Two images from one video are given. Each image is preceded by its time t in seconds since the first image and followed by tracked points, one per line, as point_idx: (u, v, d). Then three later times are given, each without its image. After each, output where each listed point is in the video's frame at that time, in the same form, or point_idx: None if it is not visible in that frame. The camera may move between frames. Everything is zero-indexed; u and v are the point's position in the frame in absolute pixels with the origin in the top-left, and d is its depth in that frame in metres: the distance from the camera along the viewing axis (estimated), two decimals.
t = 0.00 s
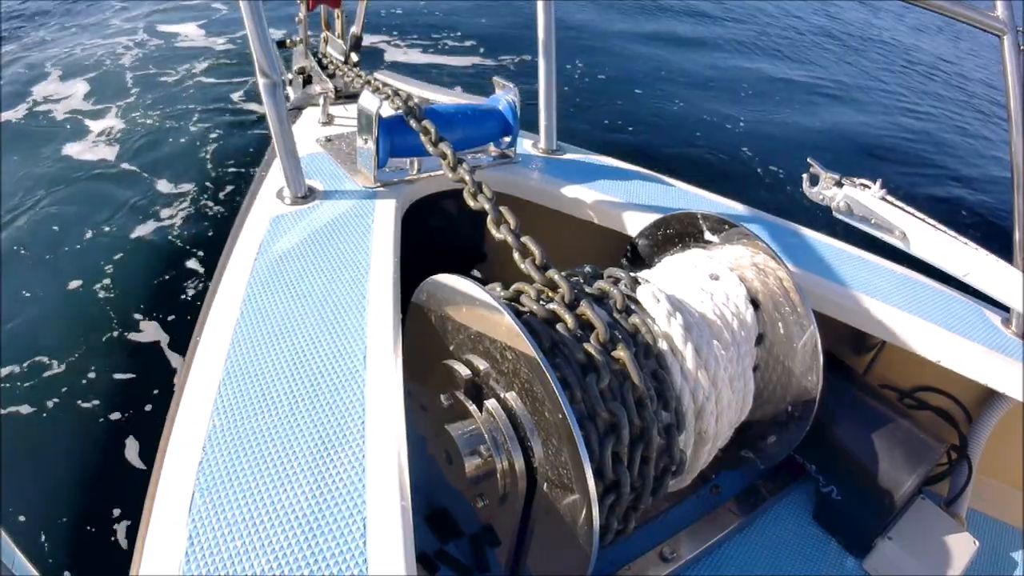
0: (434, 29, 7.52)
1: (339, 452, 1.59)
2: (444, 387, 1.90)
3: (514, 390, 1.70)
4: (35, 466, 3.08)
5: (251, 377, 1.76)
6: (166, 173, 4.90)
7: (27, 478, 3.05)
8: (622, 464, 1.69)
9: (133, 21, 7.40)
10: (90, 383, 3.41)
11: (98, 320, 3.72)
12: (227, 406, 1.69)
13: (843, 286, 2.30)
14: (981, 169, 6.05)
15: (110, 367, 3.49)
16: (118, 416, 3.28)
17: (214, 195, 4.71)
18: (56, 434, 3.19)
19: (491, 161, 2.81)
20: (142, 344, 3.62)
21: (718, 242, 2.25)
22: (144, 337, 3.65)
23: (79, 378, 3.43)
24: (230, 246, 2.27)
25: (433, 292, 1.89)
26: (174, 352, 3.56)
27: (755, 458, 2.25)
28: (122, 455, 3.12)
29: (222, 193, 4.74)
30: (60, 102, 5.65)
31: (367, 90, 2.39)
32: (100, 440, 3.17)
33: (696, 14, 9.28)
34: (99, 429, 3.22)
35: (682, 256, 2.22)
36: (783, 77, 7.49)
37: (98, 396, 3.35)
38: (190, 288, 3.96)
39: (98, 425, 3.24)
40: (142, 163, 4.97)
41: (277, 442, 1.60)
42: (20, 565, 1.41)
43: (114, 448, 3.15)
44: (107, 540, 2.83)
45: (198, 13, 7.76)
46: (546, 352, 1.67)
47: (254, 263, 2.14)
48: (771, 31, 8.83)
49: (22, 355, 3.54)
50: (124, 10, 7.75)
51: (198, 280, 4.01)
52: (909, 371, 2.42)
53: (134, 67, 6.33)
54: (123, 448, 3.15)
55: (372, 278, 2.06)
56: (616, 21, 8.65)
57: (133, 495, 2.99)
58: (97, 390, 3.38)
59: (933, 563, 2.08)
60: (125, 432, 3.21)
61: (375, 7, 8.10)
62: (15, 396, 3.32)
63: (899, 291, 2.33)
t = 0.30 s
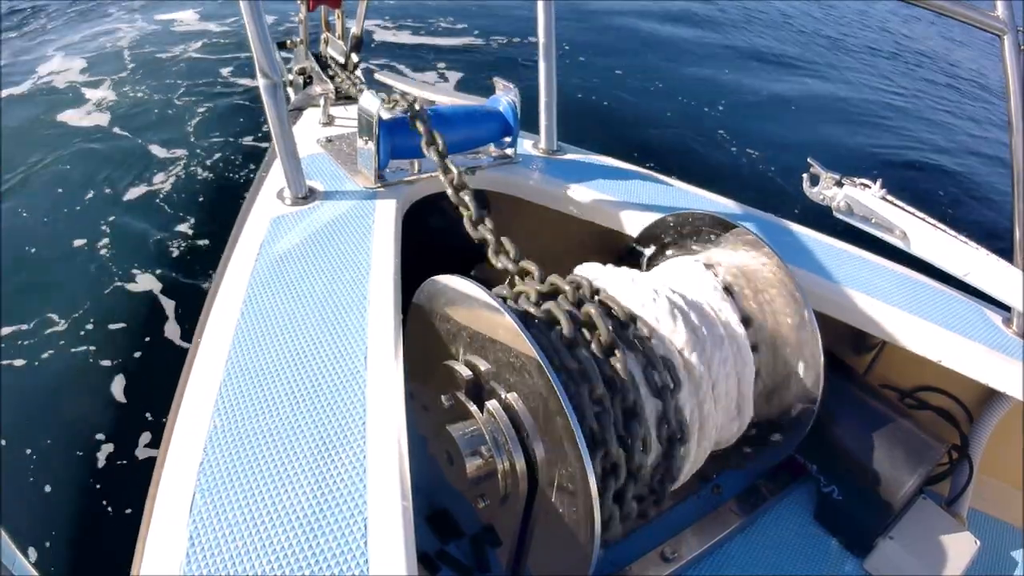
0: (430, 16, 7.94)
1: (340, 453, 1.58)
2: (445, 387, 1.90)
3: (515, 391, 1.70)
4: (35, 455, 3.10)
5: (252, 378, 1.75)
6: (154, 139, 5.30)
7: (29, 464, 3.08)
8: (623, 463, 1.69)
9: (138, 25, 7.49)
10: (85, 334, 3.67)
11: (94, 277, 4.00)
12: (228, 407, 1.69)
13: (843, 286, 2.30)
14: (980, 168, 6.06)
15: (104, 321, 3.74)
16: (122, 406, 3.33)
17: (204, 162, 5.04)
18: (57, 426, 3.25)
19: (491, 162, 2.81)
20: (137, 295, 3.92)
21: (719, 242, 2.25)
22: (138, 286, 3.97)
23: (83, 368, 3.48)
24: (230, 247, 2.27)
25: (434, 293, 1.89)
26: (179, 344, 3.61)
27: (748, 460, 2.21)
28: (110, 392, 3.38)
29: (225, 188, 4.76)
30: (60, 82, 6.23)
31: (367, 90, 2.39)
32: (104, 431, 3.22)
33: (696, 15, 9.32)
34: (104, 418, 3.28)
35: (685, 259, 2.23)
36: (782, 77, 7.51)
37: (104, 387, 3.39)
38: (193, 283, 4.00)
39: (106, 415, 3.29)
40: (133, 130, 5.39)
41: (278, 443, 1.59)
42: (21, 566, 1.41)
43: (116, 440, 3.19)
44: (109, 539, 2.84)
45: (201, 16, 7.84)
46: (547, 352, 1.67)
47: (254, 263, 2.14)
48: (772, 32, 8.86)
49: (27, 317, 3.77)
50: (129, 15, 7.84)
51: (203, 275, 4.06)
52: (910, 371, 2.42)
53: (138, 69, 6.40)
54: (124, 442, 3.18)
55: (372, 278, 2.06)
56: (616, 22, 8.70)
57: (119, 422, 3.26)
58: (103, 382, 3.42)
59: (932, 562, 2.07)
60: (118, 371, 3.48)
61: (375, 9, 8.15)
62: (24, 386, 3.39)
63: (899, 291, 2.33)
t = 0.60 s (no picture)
0: (427, 11, 8.12)
1: (342, 453, 1.58)
2: (445, 386, 1.90)
3: (515, 389, 1.70)
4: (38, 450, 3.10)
5: (252, 377, 1.76)
6: (149, 109, 5.68)
7: (25, 428, 3.21)
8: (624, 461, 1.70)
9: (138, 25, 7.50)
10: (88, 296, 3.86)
11: (98, 237, 4.24)
12: (228, 407, 1.69)
13: (843, 284, 2.30)
14: (980, 164, 6.05)
15: (100, 283, 3.93)
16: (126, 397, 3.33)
17: (196, 130, 5.36)
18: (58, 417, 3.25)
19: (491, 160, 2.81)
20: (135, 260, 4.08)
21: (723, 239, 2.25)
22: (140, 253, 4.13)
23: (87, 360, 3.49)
24: (230, 246, 2.27)
25: (434, 292, 1.89)
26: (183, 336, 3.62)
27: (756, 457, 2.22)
28: (110, 345, 3.56)
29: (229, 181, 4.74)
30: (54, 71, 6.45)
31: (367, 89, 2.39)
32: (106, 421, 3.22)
33: (696, 13, 9.32)
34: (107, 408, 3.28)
35: (683, 266, 2.23)
36: (782, 74, 7.51)
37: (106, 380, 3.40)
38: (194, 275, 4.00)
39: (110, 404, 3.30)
40: (129, 101, 5.78)
41: (279, 443, 1.60)
42: (21, 567, 1.41)
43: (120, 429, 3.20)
44: (106, 538, 2.81)
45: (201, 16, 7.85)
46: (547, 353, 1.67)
47: (254, 263, 2.14)
48: (771, 30, 8.85)
49: (32, 278, 4.00)
50: (129, 14, 7.85)
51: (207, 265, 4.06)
52: (910, 369, 2.42)
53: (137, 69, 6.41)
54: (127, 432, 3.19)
55: (372, 277, 2.06)
56: (616, 20, 8.70)
57: (115, 373, 3.43)
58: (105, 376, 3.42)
59: (932, 560, 2.07)
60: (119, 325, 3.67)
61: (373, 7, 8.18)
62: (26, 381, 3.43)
63: (898, 288, 2.32)
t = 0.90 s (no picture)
0: (427, 7, 8.12)
1: (343, 450, 1.58)
2: (446, 382, 1.90)
3: (517, 385, 1.70)
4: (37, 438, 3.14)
5: (253, 375, 1.75)
6: (147, 88, 5.92)
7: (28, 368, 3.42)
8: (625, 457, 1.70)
9: (137, 21, 7.48)
10: (86, 255, 4.07)
11: (99, 201, 4.49)
12: (229, 403, 1.68)
13: (844, 281, 2.30)
14: (983, 157, 6.02)
15: (98, 244, 4.15)
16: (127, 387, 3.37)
17: (191, 107, 5.64)
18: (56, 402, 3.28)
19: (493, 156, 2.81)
20: (132, 222, 4.35)
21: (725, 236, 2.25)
22: (137, 215, 4.39)
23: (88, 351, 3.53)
24: (231, 242, 2.27)
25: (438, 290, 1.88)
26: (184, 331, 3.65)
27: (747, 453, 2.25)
28: (107, 298, 3.80)
29: (231, 179, 4.76)
30: (57, 63, 6.46)
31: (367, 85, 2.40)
32: (109, 410, 3.26)
33: (697, 10, 9.30)
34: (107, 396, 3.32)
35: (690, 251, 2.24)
36: (783, 70, 7.49)
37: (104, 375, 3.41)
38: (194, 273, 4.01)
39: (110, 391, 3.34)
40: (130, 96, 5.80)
41: (280, 440, 1.59)
42: (22, 565, 1.41)
43: (122, 415, 3.26)
44: (107, 534, 2.82)
45: (201, 13, 7.86)
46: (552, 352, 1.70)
47: (255, 259, 2.13)
48: (773, 27, 8.83)
49: (36, 238, 4.23)
50: (129, 10, 7.84)
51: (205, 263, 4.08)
52: (911, 365, 2.41)
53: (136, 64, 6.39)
54: (135, 414, 3.27)
55: (374, 274, 2.06)
56: (617, 17, 8.68)
57: (111, 325, 3.67)
58: (102, 370, 3.44)
59: (932, 559, 2.06)
60: (117, 282, 3.90)
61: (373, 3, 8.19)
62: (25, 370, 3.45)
63: (899, 285, 2.33)
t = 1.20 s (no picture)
0: (427, 6, 8.13)
1: (342, 447, 1.58)
2: (444, 379, 1.90)
3: (515, 381, 1.70)
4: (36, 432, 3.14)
5: (251, 371, 1.75)
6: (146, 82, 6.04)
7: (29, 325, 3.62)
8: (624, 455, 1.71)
9: (137, 19, 7.50)
10: (86, 223, 4.28)
11: (102, 178, 4.70)
12: (228, 399, 1.68)
13: (843, 279, 2.29)
14: (985, 150, 5.98)
15: (97, 215, 4.35)
16: (129, 385, 3.33)
17: (192, 101, 5.67)
18: (57, 397, 3.30)
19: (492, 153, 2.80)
20: (131, 194, 4.56)
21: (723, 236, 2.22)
22: (135, 188, 4.61)
23: (88, 344, 3.52)
24: (231, 239, 2.27)
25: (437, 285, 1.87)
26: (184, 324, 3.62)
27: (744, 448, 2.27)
28: (107, 260, 4.02)
29: (231, 174, 4.75)
30: (57, 61, 6.47)
31: (369, 80, 2.40)
32: (108, 407, 3.23)
33: (697, 10, 9.30)
34: (107, 394, 3.29)
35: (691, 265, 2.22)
36: (784, 69, 7.47)
37: (103, 366, 3.41)
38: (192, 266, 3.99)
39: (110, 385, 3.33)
40: (131, 93, 5.81)
41: (278, 436, 1.59)
42: (22, 561, 1.41)
43: (121, 411, 3.23)
44: (106, 527, 2.81)
45: (201, 11, 7.87)
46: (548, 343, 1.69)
47: (255, 255, 2.13)
48: (775, 26, 8.82)
49: (38, 212, 4.41)
50: (130, 7, 7.85)
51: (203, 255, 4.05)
52: (911, 365, 2.41)
53: (137, 61, 6.40)
54: (134, 408, 3.24)
55: (373, 270, 2.06)
56: (618, 17, 8.68)
57: (110, 283, 3.87)
58: (99, 361, 3.44)
59: (931, 559, 2.06)
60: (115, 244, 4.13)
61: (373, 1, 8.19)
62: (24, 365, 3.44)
63: (899, 284, 2.32)
